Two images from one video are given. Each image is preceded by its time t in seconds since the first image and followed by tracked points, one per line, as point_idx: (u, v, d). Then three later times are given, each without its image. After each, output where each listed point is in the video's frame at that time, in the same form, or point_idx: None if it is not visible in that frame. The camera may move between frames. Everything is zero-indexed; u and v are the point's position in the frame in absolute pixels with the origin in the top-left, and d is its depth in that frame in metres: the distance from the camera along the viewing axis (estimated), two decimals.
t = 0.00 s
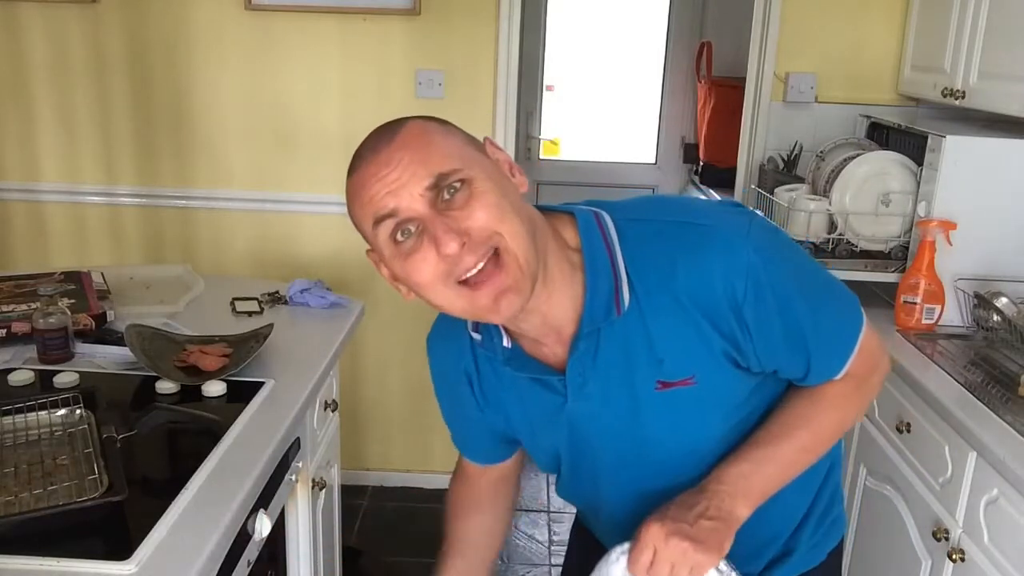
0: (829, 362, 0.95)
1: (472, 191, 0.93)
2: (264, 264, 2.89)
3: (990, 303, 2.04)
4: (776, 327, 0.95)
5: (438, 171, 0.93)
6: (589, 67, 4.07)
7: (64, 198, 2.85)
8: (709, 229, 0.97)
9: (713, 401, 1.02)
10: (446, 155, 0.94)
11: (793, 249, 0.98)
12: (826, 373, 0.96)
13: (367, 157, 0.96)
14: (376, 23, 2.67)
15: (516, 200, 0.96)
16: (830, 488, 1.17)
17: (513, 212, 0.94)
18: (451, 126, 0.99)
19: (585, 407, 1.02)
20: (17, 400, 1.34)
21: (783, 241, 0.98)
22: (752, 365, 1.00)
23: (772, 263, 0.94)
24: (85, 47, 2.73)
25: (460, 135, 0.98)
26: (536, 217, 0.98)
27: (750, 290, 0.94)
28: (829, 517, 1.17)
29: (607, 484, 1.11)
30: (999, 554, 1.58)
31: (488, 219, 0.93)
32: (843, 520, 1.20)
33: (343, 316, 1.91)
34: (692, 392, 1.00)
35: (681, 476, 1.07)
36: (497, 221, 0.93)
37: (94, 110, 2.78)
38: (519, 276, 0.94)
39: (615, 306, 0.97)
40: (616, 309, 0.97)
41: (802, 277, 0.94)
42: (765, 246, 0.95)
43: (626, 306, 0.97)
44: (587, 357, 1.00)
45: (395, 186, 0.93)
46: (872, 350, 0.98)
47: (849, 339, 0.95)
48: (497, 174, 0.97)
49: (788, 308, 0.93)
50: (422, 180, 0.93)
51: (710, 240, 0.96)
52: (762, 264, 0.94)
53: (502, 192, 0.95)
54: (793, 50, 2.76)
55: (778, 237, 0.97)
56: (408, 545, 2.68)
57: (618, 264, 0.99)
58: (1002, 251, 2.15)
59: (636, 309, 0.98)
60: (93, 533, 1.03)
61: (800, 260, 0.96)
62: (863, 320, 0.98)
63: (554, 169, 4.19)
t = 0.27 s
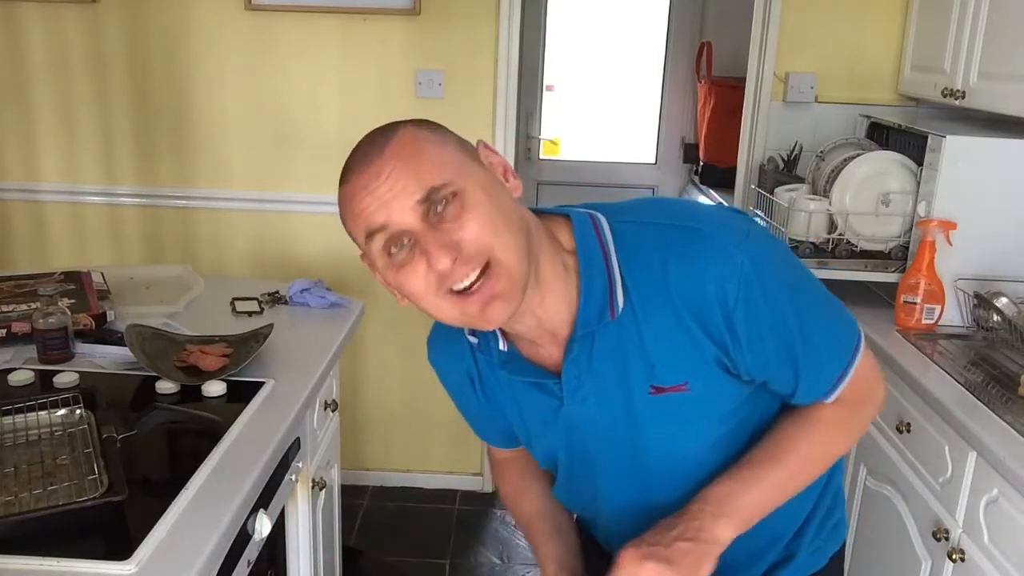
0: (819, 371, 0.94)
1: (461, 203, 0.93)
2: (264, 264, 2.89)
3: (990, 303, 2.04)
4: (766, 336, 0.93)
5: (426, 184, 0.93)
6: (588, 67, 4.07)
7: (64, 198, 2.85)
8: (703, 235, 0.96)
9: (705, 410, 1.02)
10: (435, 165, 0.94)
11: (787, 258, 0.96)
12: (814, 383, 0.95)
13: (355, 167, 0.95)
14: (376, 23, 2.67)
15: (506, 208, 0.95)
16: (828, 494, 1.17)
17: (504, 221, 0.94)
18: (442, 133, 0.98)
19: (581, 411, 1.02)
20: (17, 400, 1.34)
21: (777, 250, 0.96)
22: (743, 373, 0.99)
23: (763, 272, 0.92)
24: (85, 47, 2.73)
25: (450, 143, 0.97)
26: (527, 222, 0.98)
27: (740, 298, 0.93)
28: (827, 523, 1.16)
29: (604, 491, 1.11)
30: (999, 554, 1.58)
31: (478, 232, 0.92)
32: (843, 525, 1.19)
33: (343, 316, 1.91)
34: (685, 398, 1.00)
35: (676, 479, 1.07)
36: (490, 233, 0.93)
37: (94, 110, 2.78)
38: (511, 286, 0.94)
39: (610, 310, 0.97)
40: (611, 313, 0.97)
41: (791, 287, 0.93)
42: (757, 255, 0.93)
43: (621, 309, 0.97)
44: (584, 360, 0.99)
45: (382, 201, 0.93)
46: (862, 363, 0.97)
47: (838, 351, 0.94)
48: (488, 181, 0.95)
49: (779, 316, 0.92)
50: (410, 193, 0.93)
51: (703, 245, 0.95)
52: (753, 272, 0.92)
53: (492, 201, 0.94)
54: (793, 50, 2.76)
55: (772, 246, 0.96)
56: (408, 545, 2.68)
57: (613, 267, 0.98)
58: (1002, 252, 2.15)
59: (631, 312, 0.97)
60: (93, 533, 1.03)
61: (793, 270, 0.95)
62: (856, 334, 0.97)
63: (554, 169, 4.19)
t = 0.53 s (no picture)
0: (774, 456, 0.86)
1: (422, 287, 0.85)
2: (265, 264, 2.89)
3: (990, 303, 2.04)
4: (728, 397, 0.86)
5: (385, 269, 0.85)
6: (588, 67, 4.07)
7: (64, 198, 2.85)
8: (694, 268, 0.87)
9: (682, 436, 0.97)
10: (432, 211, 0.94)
11: (783, 314, 0.86)
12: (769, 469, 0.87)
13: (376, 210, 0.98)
14: (376, 23, 2.67)
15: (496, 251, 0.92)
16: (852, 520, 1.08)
17: (473, 293, 0.88)
18: (410, 181, 0.86)
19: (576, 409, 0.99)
20: (17, 400, 1.34)
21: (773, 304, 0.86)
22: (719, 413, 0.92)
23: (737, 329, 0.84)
24: (85, 46, 2.73)
25: (416, 198, 0.85)
26: (504, 276, 0.90)
27: (705, 346, 0.86)
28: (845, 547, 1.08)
29: (598, 482, 1.08)
30: (999, 554, 1.58)
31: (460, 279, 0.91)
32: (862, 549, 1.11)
33: (343, 316, 1.91)
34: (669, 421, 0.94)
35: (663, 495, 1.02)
36: (454, 313, 0.88)
37: (94, 110, 2.78)
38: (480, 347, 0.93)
39: (599, 323, 0.93)
40: (599, 325, 0.93)
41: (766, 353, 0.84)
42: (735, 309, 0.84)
43: (609, 325, 0.92)
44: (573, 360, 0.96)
45: (344, 281, 0.87)
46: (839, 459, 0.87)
47: (803, 439, 0.85)
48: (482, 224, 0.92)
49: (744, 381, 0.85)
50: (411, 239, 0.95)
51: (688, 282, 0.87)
52: (726, 326, 0.84)
53: (460, 277, 0.86)
54: (793, 50, 2.76)
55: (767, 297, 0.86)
56: (408, 546, 2.68)
57: (605, 278, 0.92)
58: (1002, 252, 2.15)
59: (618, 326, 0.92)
60: (93, 533, 1.03)
61: (784, 331, 0.85)
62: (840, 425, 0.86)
63: (554, 169, 4.19)
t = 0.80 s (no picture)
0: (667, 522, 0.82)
1: (402, 340, 0.90)
2: (264, 264, 2.89)
3: (990, 303, 2.04)
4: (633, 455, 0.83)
5: (370, 330, 0.91)
6: (589, 67, 4.07)
7: (64, 198, 2.85)
8: (623, 319, 0.84)
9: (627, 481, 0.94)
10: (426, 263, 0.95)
11: (703, 379, 0.81)
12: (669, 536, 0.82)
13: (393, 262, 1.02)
14: (376, 23, 2.67)
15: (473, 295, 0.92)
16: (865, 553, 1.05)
17: (455, 338, 0.90)
18: (380, 245, 0.90)
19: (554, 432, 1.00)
20: (17, 400, 1.34)
21: (692, 367, 0.81)
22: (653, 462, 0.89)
23: (639, 389, 0.80)
24: (85, 47, 2.73)
25: (385, 262, 0.89)
26: (479, 318, 0.91)
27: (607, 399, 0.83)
28: None
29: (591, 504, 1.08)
30: (999, 554, 1.58)
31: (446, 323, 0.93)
32: None
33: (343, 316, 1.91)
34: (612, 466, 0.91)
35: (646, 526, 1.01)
36: (442, 358, 0.92)
37: (94, 110, 2.78)
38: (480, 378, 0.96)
39: (547, 360, 0.91)
40: (548, 363, 0.91)
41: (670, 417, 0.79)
42: (642, 370, 0.80)
43: (563, 358, 0.89)
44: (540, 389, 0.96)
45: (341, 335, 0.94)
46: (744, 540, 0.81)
47: (689, 510, 0.80)
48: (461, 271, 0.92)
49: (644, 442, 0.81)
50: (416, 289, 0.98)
51: (613, 333, 0.83)
52: (632, 385, 0.81)
53: (432, 329, 0.89)
54: (793, 50, 2.76)
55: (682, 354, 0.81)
56: (408, 546, 2.68)
57: (558, 316, 0.90)
58: (1002, 252, 2.15)
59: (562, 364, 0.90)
60: (93, 533, 1.03)
61: (697, 399, 0.80)
62: (749, 502, 0.80)
63: (554, 169, 4.19)
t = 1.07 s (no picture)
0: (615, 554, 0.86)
1: (402, 420, 0.93)
2: (264, 264, 2.89)
3: (990, 303, 2.04)
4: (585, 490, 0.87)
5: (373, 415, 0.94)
6: (589, 67, 4.08)
7: (64, 198, 2.85)
8: (568, 361, 0.88)
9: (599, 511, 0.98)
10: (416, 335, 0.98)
11: (643, 414, 0.85)
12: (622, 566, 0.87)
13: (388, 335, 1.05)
14: (376, 23, 2.67)
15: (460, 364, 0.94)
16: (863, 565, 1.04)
17: (450, 406, 0.93)
18: (363, 339, 0.93)
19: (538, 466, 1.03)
20: (17, 401, 1.34)
21: (632, 402, 0.85)
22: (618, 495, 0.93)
23: (584, 427, 0.85)
24: (85, 47, 2.73)
25: (370, 354, 0.92)
26: (467, 384, 0.93)
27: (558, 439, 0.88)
28: None
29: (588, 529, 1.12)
30: (999, 553, 1.58)
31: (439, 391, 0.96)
32: None
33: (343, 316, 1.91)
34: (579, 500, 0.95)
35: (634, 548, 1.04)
36: (443, 426, 0.95)
37: (94, 110, 2.78)
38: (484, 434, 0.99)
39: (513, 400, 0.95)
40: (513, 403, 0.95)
41: (610, 453, 0.83)
42: (584, 411, 0.85)
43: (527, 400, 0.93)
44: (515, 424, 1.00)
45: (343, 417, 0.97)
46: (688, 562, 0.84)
47: (634, 541, 0.84)
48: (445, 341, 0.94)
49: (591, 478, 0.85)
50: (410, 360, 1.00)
51: (562, 373, 0.88)
52: (579, 424, 0.85)
53: (426, 406, 0.91)
54: (793, 50, 2.76)
55: (619, 396, 0.85)
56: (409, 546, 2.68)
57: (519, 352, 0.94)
58: (1002, 251, 2.15)
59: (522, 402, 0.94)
60: (93, 532, 1.03)
61: (635, 434, 0.83)
62: (691, 530, 0.84)
63: (554, 169, 4.19)
